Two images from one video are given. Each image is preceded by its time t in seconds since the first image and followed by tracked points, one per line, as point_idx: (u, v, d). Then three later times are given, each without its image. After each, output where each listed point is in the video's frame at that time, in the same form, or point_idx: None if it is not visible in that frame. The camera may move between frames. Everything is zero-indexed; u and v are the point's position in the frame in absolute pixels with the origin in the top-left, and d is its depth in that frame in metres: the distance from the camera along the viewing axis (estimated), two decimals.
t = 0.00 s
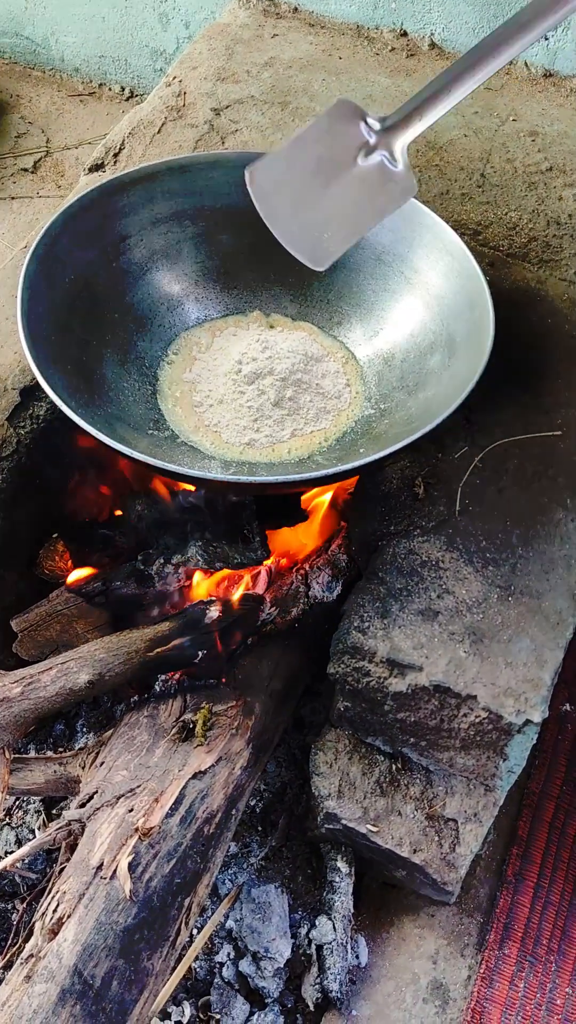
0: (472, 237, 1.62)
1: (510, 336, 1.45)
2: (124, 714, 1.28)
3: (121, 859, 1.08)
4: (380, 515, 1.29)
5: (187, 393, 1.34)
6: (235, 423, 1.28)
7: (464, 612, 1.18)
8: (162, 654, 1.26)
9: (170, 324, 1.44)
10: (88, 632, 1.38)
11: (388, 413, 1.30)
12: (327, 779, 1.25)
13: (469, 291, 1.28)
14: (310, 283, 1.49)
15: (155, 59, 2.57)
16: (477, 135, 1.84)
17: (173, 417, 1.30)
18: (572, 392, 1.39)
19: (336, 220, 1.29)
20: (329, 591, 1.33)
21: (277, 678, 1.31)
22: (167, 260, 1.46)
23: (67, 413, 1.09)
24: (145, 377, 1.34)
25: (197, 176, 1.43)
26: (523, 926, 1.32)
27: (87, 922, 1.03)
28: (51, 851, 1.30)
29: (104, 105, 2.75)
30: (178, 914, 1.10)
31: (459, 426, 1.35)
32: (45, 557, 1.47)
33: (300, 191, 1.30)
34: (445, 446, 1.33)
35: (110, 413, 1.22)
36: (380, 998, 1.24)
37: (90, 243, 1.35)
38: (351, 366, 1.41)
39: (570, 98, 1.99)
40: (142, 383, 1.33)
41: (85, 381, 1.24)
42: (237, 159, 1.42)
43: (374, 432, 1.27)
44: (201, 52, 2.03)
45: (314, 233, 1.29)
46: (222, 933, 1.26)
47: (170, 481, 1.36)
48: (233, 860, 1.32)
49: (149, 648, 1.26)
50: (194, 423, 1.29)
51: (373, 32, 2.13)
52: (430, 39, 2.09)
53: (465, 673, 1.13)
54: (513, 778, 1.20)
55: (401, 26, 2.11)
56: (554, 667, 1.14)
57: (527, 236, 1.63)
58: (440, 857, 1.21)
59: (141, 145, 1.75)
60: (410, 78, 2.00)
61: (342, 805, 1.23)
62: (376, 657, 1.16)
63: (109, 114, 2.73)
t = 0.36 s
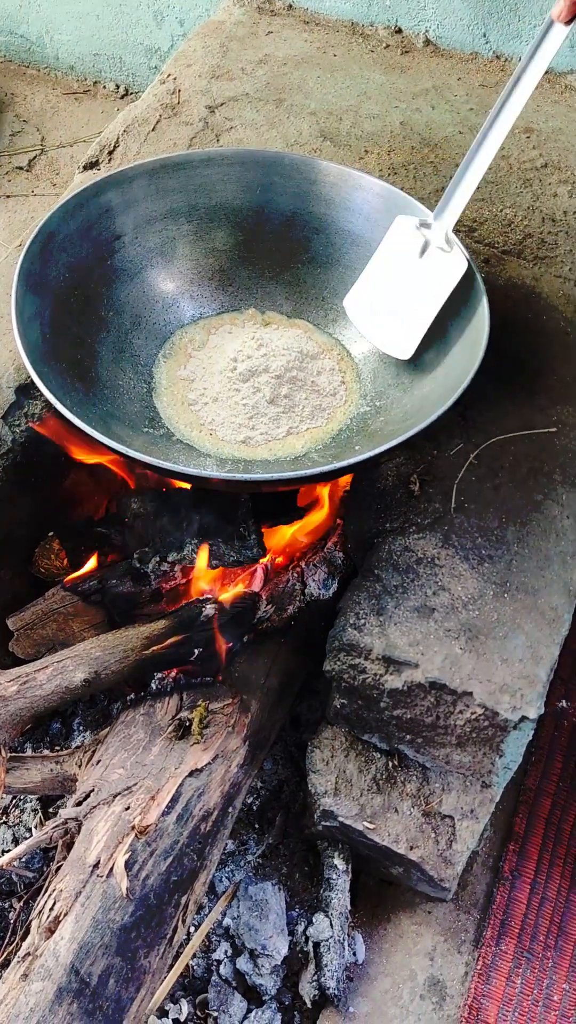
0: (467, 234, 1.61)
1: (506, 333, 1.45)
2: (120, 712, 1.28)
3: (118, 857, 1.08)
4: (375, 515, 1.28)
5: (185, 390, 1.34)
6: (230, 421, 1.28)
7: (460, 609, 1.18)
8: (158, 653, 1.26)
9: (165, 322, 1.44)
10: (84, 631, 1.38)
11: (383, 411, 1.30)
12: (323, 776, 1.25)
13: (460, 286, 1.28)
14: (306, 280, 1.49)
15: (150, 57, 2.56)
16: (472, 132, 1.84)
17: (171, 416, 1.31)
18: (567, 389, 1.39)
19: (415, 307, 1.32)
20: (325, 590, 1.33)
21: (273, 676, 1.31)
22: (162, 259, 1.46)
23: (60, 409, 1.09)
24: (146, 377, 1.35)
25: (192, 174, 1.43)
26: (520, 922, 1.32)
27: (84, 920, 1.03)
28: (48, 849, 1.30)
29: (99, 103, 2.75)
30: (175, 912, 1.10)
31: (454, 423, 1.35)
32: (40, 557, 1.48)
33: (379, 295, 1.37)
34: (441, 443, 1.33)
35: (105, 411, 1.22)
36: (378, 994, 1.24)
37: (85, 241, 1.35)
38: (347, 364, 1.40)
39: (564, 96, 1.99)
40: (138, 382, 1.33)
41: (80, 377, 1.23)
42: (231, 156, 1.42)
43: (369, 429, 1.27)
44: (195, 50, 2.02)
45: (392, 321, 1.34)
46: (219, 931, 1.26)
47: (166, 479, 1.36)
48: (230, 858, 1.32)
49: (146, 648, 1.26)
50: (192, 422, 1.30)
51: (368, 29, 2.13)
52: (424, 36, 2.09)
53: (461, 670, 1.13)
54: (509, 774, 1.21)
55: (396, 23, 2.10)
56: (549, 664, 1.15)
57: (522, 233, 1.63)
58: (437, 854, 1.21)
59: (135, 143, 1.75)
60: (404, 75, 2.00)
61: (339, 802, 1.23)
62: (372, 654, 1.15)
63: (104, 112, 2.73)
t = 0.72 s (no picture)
0: (464, 235, 1.62)
1: (503, 333, 1.45)
2: (119, 713, 1.28)
3: (117, 857, 1.08)
4: (373, 515, 1.28)
5: (180, 390, 1.34)
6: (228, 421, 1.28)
7: (458, 608, 1.18)
8: (157, 654, 1.27)
9: (162, 323, 1.44)
10: (83, 631, 1.38)
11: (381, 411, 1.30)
12: (322, 776, 1.25)
13: (459, 290, 1.29)
14: (303, 281, 1.50)
15: (146, 59, 2.57)
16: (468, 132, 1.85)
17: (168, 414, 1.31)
18: (564, 389, 1.39)
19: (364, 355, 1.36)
20: (323, 590, 1.33)
21: (272, 676, 1.31)
22: (159, 260, 1.46)
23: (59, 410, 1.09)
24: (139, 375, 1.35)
25: (189, 176, 1.43)
26: (519, 921, 1.32)
27: (84, 921, 1.03)
28: (48, 850, 1.30)
29: (97, 105, 2.75)
30: (174, 912, 1.10)
31: (452, 423, 1.35)
32: (40, 557, 1.48)
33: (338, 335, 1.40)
34: (438, 443, 1.34)
35: (103, 413, 1.22)
36: (377, 994, 1.24)
37: (83, 243, 1.35)
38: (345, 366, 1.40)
39: (561, 96, 2.00)
40: (136, 383, 1.33)
41: (77, 378, 1.24)
42: (229, 159, 1.42)
43: (367, 429, 1.27)
44: (192, 51, 2.03)
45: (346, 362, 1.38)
46: (218, 931, 1.26)
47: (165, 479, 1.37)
48: (229, 858, 1.32)
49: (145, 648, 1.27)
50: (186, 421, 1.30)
51: (364, 31, 2.14)
52: (421, 37, 2.10)
53: (459, 669, 1.14)
54: (507, 773, 1.21)
55: (392, 24, 2.11)
56: (547, 663, 1.15)
57: (519, 234, 1.63)
58: (435, 853, 1.21)
59: (132, 145, 1.75)
60: (401, 76, 2.00)
61: (338, 801, 1.23)
62: (370, 653, 1.16)
63: (101, 114, 2.73)
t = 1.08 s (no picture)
0: (460, 236, 1.62)
1: (500, 334, 1.46)
2: (118, 715, 1.28)
3: (116, 859, 1.08)
4: (371, 516, 1.29)
5: (175, 371, 1.31)
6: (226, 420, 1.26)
7: (456, 609, 1.18)
8: (155, 655, 1.27)
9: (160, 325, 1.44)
10: (81, 633, 1.38)
11: (379, 412, 1.30)
12: (321, 777, 1.25)
13: (459, 292, 1.29)
14: (300, 283, 1.50)
15: (144, 62, 2.57)
16: (465, 134, 1.85)
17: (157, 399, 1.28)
18: (562, 390, 1.39)
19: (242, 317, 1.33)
20: (321, 591, 1.33)
21: (271, 677, 1.32)
22: (156, 262, 1.46)
23: (57, 414, 1.09)
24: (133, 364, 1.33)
25: (186, 178, 1.44)
26: (518, 921, 1.32)
27: (83, 923, 1.03)
28: (47, 852, 1.30)
29: (94, 108, 2.76)
30: (173, 914, 1.10)
31: (449, 425, 1.36)
32: (38, 558, 1.49)
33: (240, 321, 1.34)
34: (436, 444, 1.34)
35: (99, 414, 1.22)
36: (377, 995, 1.24)
37: (80, 246, 1.35)
38: (343, 367, 1.41)
39: (557, 97, 2.00)
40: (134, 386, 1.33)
41: (75, 381, 1.24)
42: (227, 162, 1.43)
43: (364, 430, 1.27)
44: (189, 54, 2.03)
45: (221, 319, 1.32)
46: (218, 933, 1.26)
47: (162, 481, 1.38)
48: (228, 859, 1.32)
49: (144, 649, 1.27)
50: (180, 407, 1.27)
51: (361, 33, 2.15)
52: (418, 40, 2.10)
53: (457, 670, 1.14)
54: (506, 774, 1.21)
55: (389, 27, 2.11)
56: (545, 663, 1.15)
57: (515, 234, 1.63)
58: (434, 854, 1.21)
59: (130, 147, 1.75)
60: (398, 78, 2.01)
61: (337, 802, 1.23)
62: (369, 654, 1.16)
63: (98, 116, 2.74)
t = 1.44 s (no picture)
0: (459, 238, 1.63)
1: (499, 335, 1.46)
2: (117, 717, 1.28)
3: (115, 861, 1.08)
4: (370, 516, 1.29)
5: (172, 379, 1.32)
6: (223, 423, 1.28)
7: (455, 610, 1.18)
8: (153, 657, 1.26)
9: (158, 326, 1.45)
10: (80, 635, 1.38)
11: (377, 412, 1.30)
12: (320, 778, 1.25)
13: (456, 293, 1.30)
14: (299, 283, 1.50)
15: (142, 65, 2.58)
16: (463, 136, 1.86)
17: (156, 403, 1.28)
18: (560, 391, 1.40)
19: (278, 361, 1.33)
20: (321, 591, 1.33)
21: (270, 679, 1.32)
22: (155, 265, 1.47)
23: (57, 415, 1.09)
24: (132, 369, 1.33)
25: (185, 181, 1.44)
26: (517, 922, 1.33)
27: (83, 925, 1.03)
28: (46, 854, 1.30)
29: (93, 110, 2.76)
30: (173, 915, 1.10)
31: (447, 426, 1.36)
32: (37, 559, 1.47)
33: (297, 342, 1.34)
34: (434, 446, 1.34)
35: (99, 416, 1.22)
36: (376, 996, 1.24)
37: (79, 248, 1.36)
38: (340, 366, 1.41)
39: (555, 99, 2.01)
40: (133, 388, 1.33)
41: (74, 383, 1.24)
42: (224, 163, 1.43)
43: (363, 430, 1.28)
44: (187, 56, 2.03)
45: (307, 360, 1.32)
46: (217, 935, 1.26)
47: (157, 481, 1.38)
48: (227, 861, 1.32)
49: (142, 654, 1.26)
50: (177, 412, 1.28)
51: (359, 35, 2.15)
52: (416, 42, 2.11)
53: (456, 671, 1.14)
54: (505, 775, 1.21)
55: (387, 29, 2.12)
56: (544, 664, 1.15)
57: (514, 236, 1.64)
58: (433, 855, 1.21)
59: (128, 150, 1.75)
60: (396, 80, 2.01)
61: (336, 804, 1.23)
62: (367, 656, 1.16)
63: (97, 119, 2.74)
